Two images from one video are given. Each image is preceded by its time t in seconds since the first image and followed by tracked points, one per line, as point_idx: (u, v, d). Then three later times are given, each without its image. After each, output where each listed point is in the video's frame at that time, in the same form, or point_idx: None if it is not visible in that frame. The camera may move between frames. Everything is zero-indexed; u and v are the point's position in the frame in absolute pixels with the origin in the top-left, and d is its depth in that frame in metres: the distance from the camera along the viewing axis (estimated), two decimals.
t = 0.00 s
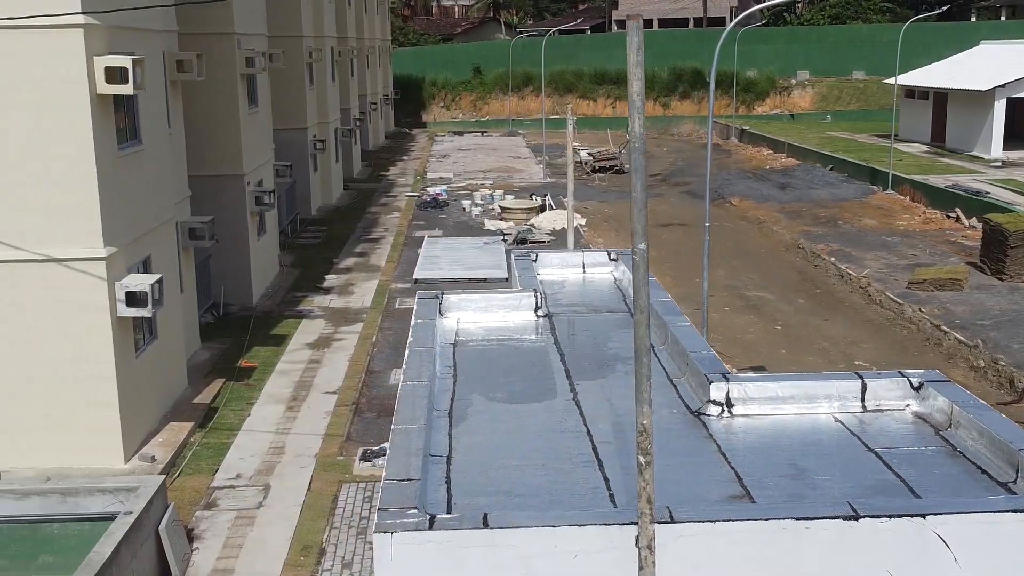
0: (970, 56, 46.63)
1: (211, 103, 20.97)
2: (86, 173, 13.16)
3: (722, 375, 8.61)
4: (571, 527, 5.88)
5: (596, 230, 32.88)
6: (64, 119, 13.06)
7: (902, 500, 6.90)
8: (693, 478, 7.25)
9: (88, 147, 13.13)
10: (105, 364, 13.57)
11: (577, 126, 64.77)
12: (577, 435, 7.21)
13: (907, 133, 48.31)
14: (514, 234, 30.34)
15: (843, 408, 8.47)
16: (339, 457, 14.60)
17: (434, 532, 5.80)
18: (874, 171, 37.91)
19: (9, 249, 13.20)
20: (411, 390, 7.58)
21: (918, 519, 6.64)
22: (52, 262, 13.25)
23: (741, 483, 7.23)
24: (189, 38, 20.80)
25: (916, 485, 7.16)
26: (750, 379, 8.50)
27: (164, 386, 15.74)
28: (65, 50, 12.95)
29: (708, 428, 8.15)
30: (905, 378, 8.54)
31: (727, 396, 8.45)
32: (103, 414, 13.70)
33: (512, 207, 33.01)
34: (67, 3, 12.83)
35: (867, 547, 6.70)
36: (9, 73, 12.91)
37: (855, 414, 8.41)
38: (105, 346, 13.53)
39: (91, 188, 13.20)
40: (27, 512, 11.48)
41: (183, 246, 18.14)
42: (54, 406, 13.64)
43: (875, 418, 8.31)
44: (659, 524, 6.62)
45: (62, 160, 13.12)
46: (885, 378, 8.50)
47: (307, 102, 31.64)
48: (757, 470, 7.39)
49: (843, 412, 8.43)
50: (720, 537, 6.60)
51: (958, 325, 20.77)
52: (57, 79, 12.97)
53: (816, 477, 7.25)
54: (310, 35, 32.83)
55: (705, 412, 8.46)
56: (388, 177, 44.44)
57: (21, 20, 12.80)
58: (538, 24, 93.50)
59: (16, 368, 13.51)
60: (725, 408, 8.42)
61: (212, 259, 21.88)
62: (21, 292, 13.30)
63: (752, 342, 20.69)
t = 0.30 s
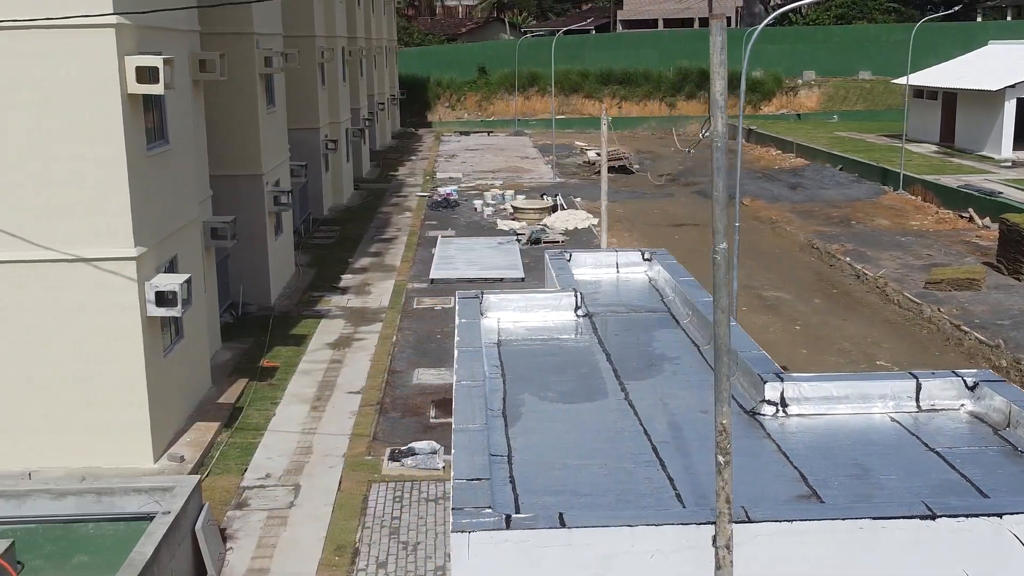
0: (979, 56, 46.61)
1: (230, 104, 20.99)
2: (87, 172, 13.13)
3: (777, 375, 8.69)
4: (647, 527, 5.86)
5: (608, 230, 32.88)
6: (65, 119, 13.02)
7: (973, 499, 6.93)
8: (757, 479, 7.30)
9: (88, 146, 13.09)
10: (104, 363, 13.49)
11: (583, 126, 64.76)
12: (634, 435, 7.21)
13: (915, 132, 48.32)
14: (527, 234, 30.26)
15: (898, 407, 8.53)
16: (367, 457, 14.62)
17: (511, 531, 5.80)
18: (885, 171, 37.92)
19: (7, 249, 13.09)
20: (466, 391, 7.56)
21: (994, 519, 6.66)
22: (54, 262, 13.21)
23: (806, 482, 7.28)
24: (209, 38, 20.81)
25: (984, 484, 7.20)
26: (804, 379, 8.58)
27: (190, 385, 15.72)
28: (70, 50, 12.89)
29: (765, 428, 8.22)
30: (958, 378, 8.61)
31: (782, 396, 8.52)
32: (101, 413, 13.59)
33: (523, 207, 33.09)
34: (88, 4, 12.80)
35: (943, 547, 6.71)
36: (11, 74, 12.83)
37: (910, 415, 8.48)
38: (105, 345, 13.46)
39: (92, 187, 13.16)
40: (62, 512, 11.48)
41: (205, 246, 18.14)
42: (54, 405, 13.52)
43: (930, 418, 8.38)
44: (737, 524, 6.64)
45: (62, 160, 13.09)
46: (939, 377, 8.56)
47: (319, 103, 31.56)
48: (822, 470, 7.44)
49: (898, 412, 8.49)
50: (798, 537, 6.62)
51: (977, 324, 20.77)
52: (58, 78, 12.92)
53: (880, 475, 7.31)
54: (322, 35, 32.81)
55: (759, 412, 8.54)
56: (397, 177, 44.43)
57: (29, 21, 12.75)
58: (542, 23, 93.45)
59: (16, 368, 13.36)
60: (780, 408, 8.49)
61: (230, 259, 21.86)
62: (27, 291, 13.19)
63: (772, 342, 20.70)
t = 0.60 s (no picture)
0: (988, 55, 46.62)
1: (249, 103, 20.98)
2: (86, 172, 13.18)
3: (829, 373, 8.65)
4: (723, 521, 5.37)
5: (621, 230, 32.90)
6: (65, 119, 13.04)
7: None
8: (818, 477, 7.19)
9: (87, 146, 13.14)
10: (104, 363, 13.63)
11: (588, 126, 64.79)
12: (690, 432, 7.20)
13: (924, 132, 48.34)
14: (541, 233, 30.28)
15: (951, 406, 8.47)
16: (395, 456, 14.62)
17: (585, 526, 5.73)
18: (895, 171, 37.93)
19: (7, 249, 13.17)
20: (519, 389, 7.52)
21: None
22: (54, 262, 13.27)
23: (867, 478, 7.22)
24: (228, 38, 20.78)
25: None
26: (856, 376, 8.55)
27: (215, 382, 15.72)
28: (76, 50, 12.91)
29: (819, 425, 8.20)
30: (1012, 377, 8.54)
31: (834, 393, 8.48)
32: (101, 413, 13.75)
33: (536, 206, 33.21)
34: (129, 3, 12.83)
35: (1019, 548, 6.39)
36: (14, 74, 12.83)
37: (963, 414, 8.42)
38: (105, 345, 13.59)
39: (92, 187, 13.22)
40: (97, 510, 11.47)
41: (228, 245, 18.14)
42: (55, 405, 13.65)
43: (984, 416, 8.33)
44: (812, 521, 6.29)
45: (63, 160, 13.12)
46: (993, 377, 8.51)
47: (331, 103, 31.51)
48: (882, 468, 7.32)
49: (951, 410, 8.44)
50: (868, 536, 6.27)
51: (996, 324, 20.76)
52: (61, 78, 12.94)
53: (940, 472, 7.25)
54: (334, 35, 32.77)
55: (812, 410, 8.53)
56: (407, 177, 44.40)
57: (44, 21, 12.76)
58: (547, 24, 93.45)
59: (16, 368, 13.49)
60: (833, 406, 8.46)
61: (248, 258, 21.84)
62: (30, 291, 13.31)
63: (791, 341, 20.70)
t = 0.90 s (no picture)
0: (996, 55, 46.63)
1: (266, 103, 20.98)
2: (85, 172, 13.17)
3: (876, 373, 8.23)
4: (792, 522, 5.36)
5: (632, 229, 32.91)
6: (65, 119, 13.03)
7: None
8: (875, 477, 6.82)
9: (87, 146, 13.13)
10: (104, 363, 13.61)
11: (594, 126, 64.80)
12: (741, 431, 7.21)
13: (932, 132, 48.33)
14: (553, 233, 30.28)
15: (1002, 407, 8.05)
16: (420, 455, 14.63)
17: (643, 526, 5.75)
18: (905, 171, 37.95)
19: (5, 249, 13.16)
20: (569, 389, 7.50)
21: None
22: (51, 263, 13.23)
23: (924, 478, 6.83)
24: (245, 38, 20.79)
25: None
26: (906, 375, 8.11)
27: (238, 380, 15.72)
28: (86, 50, 12.93)
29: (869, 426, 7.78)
30: None
31: (884, 393, 8.05)
32: (100, 413, 13.72)
33: (547, 206, 33.30)
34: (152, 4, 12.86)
35: None
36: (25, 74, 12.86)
37: (1015, 414, 8.00)
38: (104, 345, 13.57)
39: (91, 187, 13.21)
40: (129, 510, 11.50)
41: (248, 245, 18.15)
42: (54, 404, 13.63)
43: None
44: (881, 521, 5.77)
45: (63, 161, 13.11)
46: None
47: (342, 104, 31.50)
48: (939, 468, 6.93)
49: (1002, 411, 8.02)
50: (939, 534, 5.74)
51: (1014, 323, 20.76)
52: (65, 78, 12.95)
53: (999, 472, 6.86)
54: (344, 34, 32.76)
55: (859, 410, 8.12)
56: (414, 176, 44.39)
57: (60, 21, 12.80)
58: (551, 24, 93.44)
59: (15, 368, 13.47)
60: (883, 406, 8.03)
61: (264, 257, 21.83)
62: (28, 290, 13.28)
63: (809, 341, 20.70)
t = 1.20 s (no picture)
0: (1004, 55, 46.66)
1: (283, 103, 20.99)
2: (83, 173, 13.20)
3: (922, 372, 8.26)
4: (857, 520, 5.37)
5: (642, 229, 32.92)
6: (65, 119, 13.07)
7: None
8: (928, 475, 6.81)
9: (87, 146, 13.16)
10: (106, 363, 13.61)
11: (599, 125, 64.77)
12: (789, 430, 7.21)
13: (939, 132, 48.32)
14: (564, 233, 30.29)
15: None
16: (444, 455, 14.66)
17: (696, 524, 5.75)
18: (914, 171, 37.98)
19: (14, 248, 13.23)
20: (613, 389, 7.49)
21: None
22: (56, 262, 13.28)
23: (978, 477, 6.82)
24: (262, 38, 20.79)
25: None
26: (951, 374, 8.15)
27: (260, 379, 15.72)
28: (93, 51, 12.98)
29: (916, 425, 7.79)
30: None
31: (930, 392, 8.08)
32: (100, 413, 13.72)
33: (557, 206, 33.30)
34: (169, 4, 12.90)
35: None
36: (42, 74, 12.94)
37: None
38: (103, 345, 13.57)
39: (91, 187, 13.24)
40: (158, 510, 11.49)
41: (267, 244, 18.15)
42: (55, 404, 13.66)
43: None
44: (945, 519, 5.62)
45: (63, 161, 13.14)
46: None
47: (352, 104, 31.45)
48: (992, 466, 6.93)
49: None
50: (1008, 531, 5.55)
51: None
52: (80, 79, 13.02)
53: None
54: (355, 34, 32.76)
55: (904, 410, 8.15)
56: (422, 176, 44.39)
57: (70, 21, 12.84)
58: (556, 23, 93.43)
59: (16, 367, 13.51)
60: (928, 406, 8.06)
61: (280, 257, 21.83)
62: (29, 291, 13.33)
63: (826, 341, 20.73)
